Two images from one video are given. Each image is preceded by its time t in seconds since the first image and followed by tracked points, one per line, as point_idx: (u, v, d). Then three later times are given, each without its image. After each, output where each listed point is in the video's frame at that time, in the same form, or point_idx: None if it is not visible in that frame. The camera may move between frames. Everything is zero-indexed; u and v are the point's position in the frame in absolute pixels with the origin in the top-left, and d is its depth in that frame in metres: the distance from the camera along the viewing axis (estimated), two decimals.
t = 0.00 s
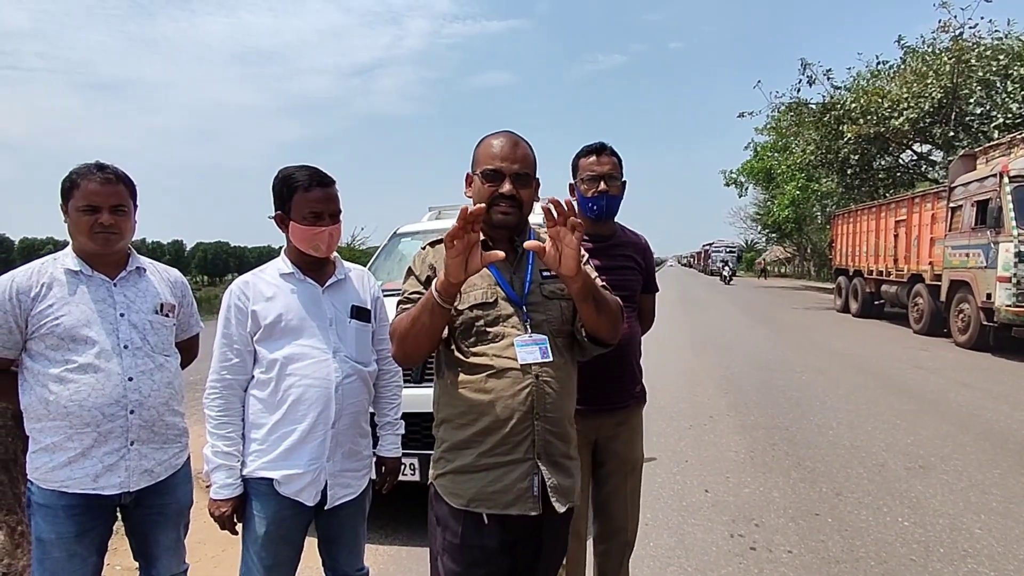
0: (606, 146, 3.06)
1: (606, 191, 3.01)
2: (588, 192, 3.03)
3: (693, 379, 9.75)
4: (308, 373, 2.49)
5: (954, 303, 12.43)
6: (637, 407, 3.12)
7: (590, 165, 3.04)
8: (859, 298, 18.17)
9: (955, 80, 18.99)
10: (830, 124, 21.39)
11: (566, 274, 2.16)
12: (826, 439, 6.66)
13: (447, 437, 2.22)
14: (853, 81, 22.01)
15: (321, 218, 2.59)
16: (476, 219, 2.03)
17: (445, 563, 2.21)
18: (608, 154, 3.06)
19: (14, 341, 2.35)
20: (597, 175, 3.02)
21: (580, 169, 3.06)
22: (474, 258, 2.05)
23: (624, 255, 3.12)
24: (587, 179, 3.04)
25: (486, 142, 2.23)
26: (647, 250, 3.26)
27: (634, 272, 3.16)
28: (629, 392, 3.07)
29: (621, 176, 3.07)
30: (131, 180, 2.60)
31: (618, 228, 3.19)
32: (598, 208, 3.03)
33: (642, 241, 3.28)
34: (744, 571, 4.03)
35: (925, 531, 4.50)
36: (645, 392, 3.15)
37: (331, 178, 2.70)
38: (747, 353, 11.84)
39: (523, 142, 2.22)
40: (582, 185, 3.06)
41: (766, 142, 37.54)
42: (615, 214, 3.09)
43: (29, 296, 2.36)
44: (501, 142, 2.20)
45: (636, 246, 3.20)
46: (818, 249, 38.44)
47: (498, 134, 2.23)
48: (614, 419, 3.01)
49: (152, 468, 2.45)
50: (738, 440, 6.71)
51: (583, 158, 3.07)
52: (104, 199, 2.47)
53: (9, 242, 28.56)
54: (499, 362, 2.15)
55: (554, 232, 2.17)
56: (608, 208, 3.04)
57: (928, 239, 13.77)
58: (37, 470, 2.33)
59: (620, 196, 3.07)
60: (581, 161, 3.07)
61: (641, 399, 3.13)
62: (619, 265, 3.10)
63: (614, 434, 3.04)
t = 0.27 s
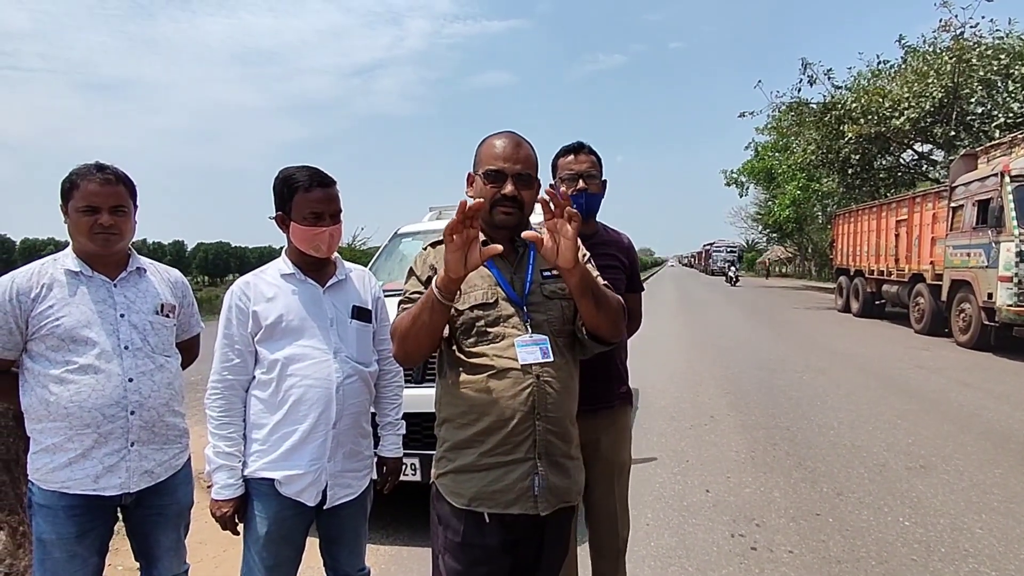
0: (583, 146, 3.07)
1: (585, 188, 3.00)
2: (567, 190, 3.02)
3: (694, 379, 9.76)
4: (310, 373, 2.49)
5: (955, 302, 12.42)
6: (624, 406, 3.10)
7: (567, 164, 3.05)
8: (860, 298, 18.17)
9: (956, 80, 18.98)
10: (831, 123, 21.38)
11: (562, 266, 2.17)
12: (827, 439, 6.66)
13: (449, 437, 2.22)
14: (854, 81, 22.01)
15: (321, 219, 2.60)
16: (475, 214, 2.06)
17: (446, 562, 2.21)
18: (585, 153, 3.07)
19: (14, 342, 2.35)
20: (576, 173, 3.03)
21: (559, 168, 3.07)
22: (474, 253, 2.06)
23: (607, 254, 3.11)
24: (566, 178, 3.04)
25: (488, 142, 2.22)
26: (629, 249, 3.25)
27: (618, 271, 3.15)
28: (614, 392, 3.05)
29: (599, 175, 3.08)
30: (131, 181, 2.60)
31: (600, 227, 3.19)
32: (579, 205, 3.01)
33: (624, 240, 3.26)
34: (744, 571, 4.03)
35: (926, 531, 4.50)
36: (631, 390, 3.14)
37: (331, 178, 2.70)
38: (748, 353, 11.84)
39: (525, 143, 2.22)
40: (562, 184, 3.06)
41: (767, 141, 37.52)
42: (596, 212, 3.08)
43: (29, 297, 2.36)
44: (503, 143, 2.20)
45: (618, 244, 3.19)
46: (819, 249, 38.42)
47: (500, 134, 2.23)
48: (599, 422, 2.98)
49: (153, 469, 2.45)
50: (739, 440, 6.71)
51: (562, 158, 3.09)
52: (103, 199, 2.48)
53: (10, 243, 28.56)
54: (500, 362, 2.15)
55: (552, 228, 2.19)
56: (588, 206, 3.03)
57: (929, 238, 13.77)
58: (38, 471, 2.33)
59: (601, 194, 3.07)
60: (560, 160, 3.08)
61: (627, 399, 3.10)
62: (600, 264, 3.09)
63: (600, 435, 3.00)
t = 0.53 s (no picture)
0: (565, 146, 3.16)
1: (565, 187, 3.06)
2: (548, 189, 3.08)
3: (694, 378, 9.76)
4: (310, 373, 2.49)
5: (955, 301, 12.43)
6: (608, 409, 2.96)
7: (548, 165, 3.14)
8: (859, 297, 18.17)
9: (956, 79, 18.97)
10: (831, 123, 21.38)
11: (563, 262, 2.15)
12: (826, 438, 6.66)
13: (448, 436, 2.22)
14: (853, 80, 22.01)
15: (321, 218, 2.60)
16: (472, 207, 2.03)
17: (446, 561, 2.21)
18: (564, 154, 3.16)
19: (15, 342, 2.35)
20: (559, 173, 3.10)
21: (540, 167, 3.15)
22: (472, 246, 2.05)
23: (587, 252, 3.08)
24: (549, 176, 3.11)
25: (488, 141, 2.22)
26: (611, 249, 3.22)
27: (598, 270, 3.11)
28: (598, 394, 2.91)
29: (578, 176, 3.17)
30: (131, 180, 2.60)
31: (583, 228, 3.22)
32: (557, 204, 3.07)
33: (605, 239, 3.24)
34: (744, 570, 4.03)
35: (925, 530, 4.51)
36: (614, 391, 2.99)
37: (330, 178, 2.70)
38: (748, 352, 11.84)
39: (525, 142, 2.22)
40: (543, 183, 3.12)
41: (767, 141, 37.50)
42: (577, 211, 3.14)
43: (29, 297, 2.36)
44: (502, 142, 2.20)
45: (603, 245, 3.19)
46: (819, 248, 38.43)
47: (499, 134, 2.22)
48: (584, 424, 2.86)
49: (154, 469, 2.45)
50: (739, 439, 6.71)
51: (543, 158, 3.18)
52: (104, 199, 2.48)
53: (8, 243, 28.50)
54: (500, 361, 2.15)
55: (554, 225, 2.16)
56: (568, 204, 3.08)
57: (929, 238, 13.77)
58: (39, 471, 2.33)
59: (581, 193, 3.15)
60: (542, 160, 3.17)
61: (612, 400, 2.96)
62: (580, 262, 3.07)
63: (583, 439, 2.88)
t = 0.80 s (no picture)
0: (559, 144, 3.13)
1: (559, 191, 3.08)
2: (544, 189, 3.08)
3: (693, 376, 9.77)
4: (309, 370, 2.48)
5: (953, 300, 12.44)
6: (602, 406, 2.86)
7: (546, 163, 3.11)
8: (858, 295, 18.18)
9: (954, 78, 18.98)
10: (830, 121, 21.39)
11: (573, 283, 2.15)
12: (825, 436, 6.67)
13: (447, 434, 2.21)
14: (852, 79, 22.01)
15: (321, 215, 2.59)
16: (467, 230, 2.00)
17: (445, 560, 2.20)
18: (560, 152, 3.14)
19: (15, 340, 2.33)
20: (553, 171, 3.09)
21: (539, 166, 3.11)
22: (468, 267, 2.04)
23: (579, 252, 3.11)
24: (544, 175, 3.09)
25: (487, 137, 2.22)
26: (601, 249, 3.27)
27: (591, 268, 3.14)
28: (591, 392, 2.81)
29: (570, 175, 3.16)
30: (131, 177, 2.59)
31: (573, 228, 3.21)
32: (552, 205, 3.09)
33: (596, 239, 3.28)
34: (744, 568, 4.03)
35: (924, 528, 4.51)
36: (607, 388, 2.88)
37: (330, 175, 2.69)
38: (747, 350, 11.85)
39: (524, 138, 2.22)
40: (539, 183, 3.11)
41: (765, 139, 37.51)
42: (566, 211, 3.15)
43: (29, 295, 2.35)
44: (501, 138, 2.20)
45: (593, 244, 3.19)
46: (817, 246, 38.45)
47: (498, 130, 2.22)
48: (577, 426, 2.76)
49: (155, 467, 2.45)
50: (738, 438, 6.71)
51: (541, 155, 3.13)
52: (104, 196, 2.47)
53: (4, 241, 28.40)
54: (501, 359, 2.15)
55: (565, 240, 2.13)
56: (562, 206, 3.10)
57: (927, 236, 13.78)
58: (39, 470, 2.32)
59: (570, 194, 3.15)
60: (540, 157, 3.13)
61: (605, 397, 2.86)
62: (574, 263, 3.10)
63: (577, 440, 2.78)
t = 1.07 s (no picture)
0: (554, 143, 3.13)
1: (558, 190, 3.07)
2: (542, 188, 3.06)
3: (691, 374, 9.79)
4: (308, 369, 2.49)
5: (950, 298, 12.48)
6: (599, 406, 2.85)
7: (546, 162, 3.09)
8: (855, 294, 18.21)
9: (951, 76, 19.02)
10: (827, 120, 21.42)
11: (574, 276, 2.17)
12: (822, 434, 6.69)
13: (447, 433, 2.22)
14: (849, 77, 22.03)
15: (320, 214, 2.59)
16: (473, 226, 1.99)
17: (445, 559, 2.21)
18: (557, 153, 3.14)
19: (15, 339, 2.34)
20: (552, 170, 3.08)
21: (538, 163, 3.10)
22: (473, 263, 2.03)
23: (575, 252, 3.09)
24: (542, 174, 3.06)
25: (486, 136, 2.22)
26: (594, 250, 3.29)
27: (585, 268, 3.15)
28: (589, 392, 2.80)
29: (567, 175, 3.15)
30: (130, 176, 2.60)
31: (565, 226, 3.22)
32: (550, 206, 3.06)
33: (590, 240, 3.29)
34: (740, 565, 4.05)
35: (920, 525, 4.53)
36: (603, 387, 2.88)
37: (329, 174, 2.70)
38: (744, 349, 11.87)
39: (523, 137, 2.23)
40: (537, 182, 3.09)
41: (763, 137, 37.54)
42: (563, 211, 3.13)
43: (30, 294, 2.35)
44: (501, 137, 2.20)
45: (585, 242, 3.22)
46: (814, 245, 38.50)
47: (498, 129, 2.23)
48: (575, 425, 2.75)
49: (156, 465, 2.46)
50: (735, 435, 6.73)
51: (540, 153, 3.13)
52: (103, 195, 2.47)
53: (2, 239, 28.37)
54: (501, 357, 2.15)
55: (566, 234, 2.14)
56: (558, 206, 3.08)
57: (924, 234, 13.81)
58: (39, 469, 2.33)
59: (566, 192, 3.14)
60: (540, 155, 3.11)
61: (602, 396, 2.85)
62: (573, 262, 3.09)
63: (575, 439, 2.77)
